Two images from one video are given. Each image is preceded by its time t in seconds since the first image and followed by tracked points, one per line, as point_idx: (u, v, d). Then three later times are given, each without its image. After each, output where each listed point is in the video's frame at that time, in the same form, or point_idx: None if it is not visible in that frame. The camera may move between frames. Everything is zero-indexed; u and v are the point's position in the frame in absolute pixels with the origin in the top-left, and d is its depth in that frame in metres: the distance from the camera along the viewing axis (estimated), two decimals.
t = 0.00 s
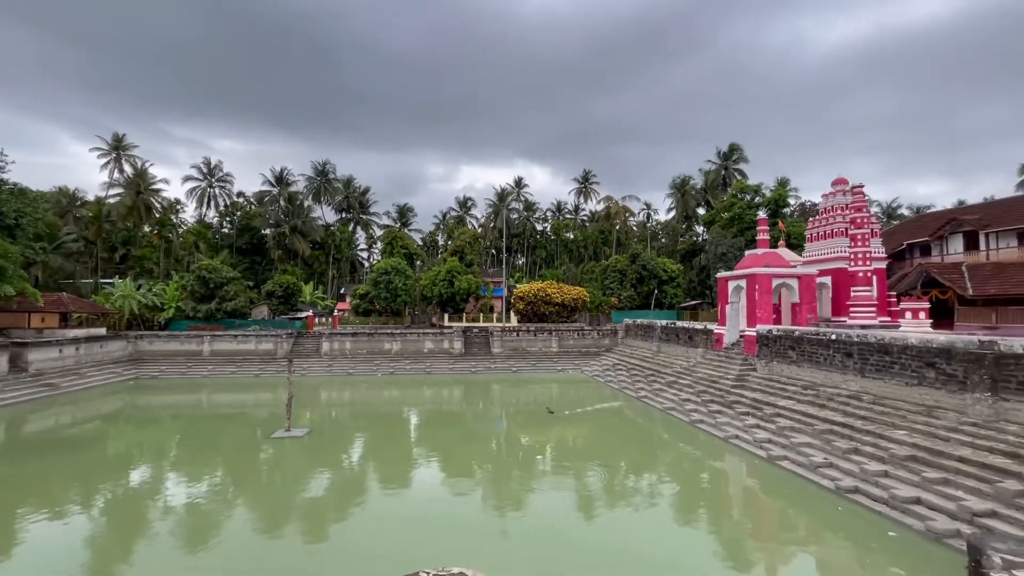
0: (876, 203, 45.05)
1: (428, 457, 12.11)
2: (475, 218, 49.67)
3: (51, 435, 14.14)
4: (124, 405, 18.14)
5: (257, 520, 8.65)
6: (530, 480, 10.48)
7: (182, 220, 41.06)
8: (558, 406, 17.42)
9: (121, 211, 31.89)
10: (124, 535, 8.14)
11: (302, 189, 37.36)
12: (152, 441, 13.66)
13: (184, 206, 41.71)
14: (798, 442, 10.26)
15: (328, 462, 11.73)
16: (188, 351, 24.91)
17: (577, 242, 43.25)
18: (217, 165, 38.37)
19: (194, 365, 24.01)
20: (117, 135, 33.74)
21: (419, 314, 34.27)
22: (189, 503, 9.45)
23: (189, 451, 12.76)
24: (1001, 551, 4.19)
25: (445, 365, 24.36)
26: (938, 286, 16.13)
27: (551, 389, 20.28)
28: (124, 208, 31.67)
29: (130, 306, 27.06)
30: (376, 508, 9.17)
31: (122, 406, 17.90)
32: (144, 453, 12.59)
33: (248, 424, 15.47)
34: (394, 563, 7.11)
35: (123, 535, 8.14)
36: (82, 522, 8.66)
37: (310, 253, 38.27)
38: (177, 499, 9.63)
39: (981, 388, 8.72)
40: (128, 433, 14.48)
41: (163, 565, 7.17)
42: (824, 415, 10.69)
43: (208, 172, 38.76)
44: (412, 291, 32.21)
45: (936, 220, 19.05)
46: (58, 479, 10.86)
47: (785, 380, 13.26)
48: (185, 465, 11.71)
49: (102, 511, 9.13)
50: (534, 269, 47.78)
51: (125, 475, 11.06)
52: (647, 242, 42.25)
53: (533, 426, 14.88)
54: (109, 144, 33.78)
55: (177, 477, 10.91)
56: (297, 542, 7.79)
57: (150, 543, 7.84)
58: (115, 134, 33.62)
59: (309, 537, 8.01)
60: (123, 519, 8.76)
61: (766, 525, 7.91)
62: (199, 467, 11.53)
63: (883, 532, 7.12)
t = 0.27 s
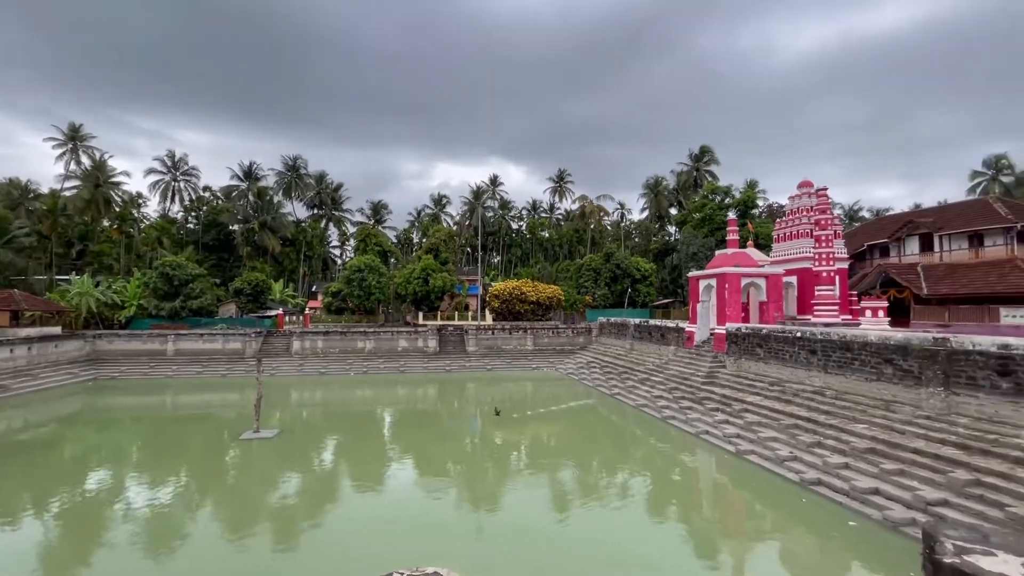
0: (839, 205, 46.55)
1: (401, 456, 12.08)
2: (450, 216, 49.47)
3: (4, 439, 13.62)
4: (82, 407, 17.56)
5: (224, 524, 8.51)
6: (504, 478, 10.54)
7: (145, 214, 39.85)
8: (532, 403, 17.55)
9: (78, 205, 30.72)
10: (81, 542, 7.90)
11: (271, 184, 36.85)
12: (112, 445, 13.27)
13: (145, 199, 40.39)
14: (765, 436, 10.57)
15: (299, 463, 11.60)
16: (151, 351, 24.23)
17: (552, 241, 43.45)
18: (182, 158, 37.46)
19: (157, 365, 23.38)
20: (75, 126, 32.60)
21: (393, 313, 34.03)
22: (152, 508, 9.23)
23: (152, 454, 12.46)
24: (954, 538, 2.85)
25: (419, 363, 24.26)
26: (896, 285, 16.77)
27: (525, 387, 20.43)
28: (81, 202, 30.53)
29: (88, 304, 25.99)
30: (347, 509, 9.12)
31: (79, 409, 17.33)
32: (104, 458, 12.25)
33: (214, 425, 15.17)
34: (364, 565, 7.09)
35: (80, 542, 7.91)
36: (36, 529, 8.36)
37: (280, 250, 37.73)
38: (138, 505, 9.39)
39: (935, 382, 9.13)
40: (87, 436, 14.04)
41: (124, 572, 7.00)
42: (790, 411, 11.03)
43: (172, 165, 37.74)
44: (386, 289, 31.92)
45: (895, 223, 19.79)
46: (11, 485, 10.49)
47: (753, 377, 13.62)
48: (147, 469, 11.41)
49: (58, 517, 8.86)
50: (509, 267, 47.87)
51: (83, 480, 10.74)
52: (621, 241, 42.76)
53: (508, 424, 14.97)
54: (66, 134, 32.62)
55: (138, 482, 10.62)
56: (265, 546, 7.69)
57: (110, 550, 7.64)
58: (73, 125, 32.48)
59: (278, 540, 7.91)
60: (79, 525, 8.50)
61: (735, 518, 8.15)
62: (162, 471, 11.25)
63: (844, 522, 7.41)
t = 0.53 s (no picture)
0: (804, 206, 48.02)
1: (374, 456, 12.02)
2: (424, 213, 49.15)
3: None
4: (34, 410, 16.90)
5: (189, 528, 8.33)
6: (479, 477, 10.56)
7: (102, 208, 38.44)
8: (505, 401, 17.63)
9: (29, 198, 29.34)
10: (34, 551, 7.63)
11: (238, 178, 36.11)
12: (67, 449, 12.82)
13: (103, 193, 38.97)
14: (734, 431, 10.86)
15: (267, 465, 11.43)
16: (109, 350, 23.41)
17: (527, 239, 43.55)
18: (142, 150, 36.35)
19: (116, 365, 22.61)
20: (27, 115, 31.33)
21: (365, 311, 33.71)
22: (110, 514, 8.95)
23: (111, 458, 12.10)
24: (909, 526, 3.00)
25: (392, 362, 24.09)
26: (856, 284, 17.41)
27: (500, 385, 20.52)
28: (33, 193, 29.15)
29: (41, 302, 24.93)
30: (317, 510, 9.03)
31: (32, 412, 16.65)
32: (58, 463, 11.83)
33: (178, 427, 14.82)
34: (334, 566, 7.05)
35: (32, 551, 7.63)
36: None
37: (248, 247, 37.07)
38: (95, 511, 9.10)
39: (892, 376, 9.55)
40: (41, 441, 13.54)
41: None
42: (756, 406, 11.37)
43: (132, 157, 36.54)
44: (358, 287, 31.54)
45: (855, 224, 20.49)
46: None
47: (722, 373, 13.96)
48: (106, 473, 11.06)
49: (10, 525, 8.54)
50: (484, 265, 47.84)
51: (36, 486, 10.37)
52: (595, 239, 43.18)
53: (481, 422, 15.03)
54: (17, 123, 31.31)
55: (95, 487, 10.28)
56: (232, 550, 7.57)
57: (65, 558, 7.41)
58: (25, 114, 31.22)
59: (245, 544, 7.79)
60: (32, 533, 8.20)
61: (704, 510, 8.37)
62: (121, 475, 10.92)
63: (807, 513, 7.69)
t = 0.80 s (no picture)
0: (768, 206, 49.42)
1: (344, 456, 11.92)
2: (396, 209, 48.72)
3: None
4: None
5: (150, 534, 8.11)
6: (453, 476, 10.56)
7: (55, 201, 36.86)
8: (478, 399, 17.67)
9: None
10: None
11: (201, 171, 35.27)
12: (18, 454, 12.30)
13: (55, 185, 37.44)
14: (702, 425, 11.14)
15: (233, 467, 11.21)
16: (62, 350, 22.48)
17: (501, 237, 43.58)
18: (98, 140, 35.12)
19: (70, 365, 21.71)
20: None
21: (336, 308, 33.31)
22: (64, 521, 8.63)
23: (65, 463, 11.67)
24: (865, 513, 3.17)
25: (363, 361, 23.87)
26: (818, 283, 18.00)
27: (473, 382, 20.58)
28: None
29: None
30: (285, 513, 8.91)
31: None
32: (7, 470, 11.34)
33: (137, 429, 14.39)
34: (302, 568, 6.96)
35: None
36: None
37: (212, 242, 36.12)
38: (47, 518, 8.75)
39: (850, 371, 9.96)
40: None
41: None
42: (724, 400, 11.68)
43: (86, 148, 35.32)
44: (328, 284, 31.08)
45: (817, 224, 21.18)
46: None
47: (691, 369, 14.29)
48: (59, 479, 10.65)
49: None
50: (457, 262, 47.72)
51: None
52: (568, 238, 43.56)
53: (454, 420, 15.05)
54: None
55: (48, 494, 9.89)
56: (195, 555, 7.40)
57: (15, 568, 7.12)
58: None
59: (209, 549, 7.62)
60: None
61: (673, 503, 8.57)
62: (76, 481, 10.53)
63: (771, 503, 7.96)
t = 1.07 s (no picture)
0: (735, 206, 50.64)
1: (313, 456, 11.78)
2: (367, 206, 48.08)
3: None
4: None
5: (107, 540, 7.85)
6: (425, 475, 10.54)
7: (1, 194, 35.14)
8: (450, 397, 17.63)
9: None
10: None
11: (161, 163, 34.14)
12: None
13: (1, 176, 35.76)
14: (671, 420, 11.39)
15: (196, 470, 10.94)
16: (10, 351, 21.48)
17: (474, 234, 43.48)
18: (47, 129, 33.70)
19: (18, 366, 20.71)
20: None
21: (304, 306, 32.80)
22: (12, 530, 8.25)
23: (14, 470, 11.20)
24: (824, 503, 3.29)
25: (333, 359, 23.55)
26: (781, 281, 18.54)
27: (446, 380, 20.58)
28: None
29: None
30: (252, 514, 8.74)
31: None
32: None
33: (92, 433, 13.88)
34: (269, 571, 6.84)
35: None
36: None
37: (172, 237, 35.02)
38: None
39: (811, 366, 10.35)
40: None
41: None
42: (692, 395, 11.96)
43: (35, 138, 33.88)
44: (297, 281, 30.48)
45: (780, 225, 21.82)
46: None
47: (661, 365, 14.57)
48: (8, 487, 10.18)
49: None
50: (429, 259, 47.47)
51: None
52: (540, 236, 43.79)
53: (426, 419, 15.01)
54: None
55: None
56: (154, 561, 7.19)
57: None
58: None
59: (170, 553, 7.41)
60: None
61: (643, 497, 8.75)
62: (26, 488, 10.09)
63: (736, 494, 8.20)
